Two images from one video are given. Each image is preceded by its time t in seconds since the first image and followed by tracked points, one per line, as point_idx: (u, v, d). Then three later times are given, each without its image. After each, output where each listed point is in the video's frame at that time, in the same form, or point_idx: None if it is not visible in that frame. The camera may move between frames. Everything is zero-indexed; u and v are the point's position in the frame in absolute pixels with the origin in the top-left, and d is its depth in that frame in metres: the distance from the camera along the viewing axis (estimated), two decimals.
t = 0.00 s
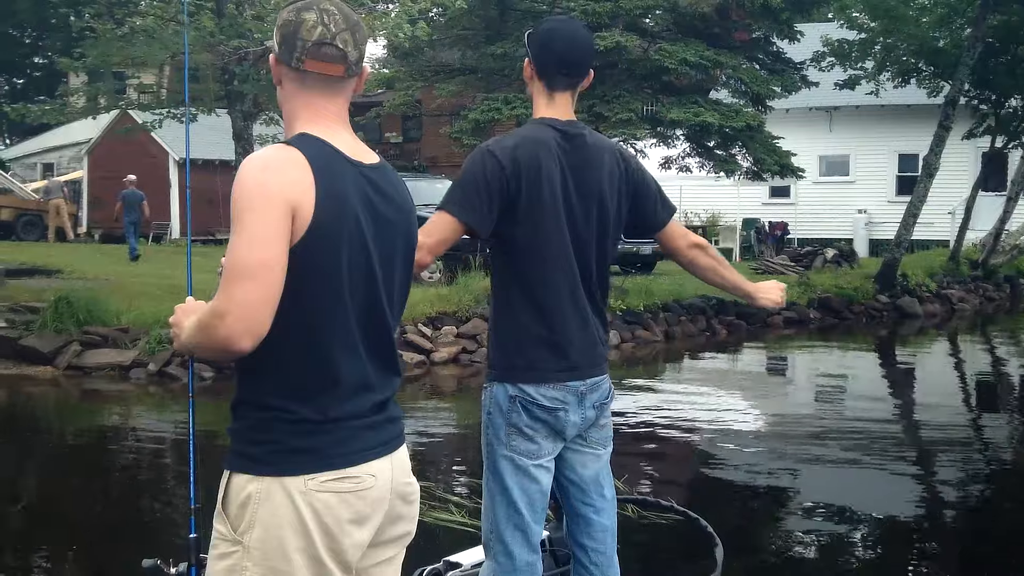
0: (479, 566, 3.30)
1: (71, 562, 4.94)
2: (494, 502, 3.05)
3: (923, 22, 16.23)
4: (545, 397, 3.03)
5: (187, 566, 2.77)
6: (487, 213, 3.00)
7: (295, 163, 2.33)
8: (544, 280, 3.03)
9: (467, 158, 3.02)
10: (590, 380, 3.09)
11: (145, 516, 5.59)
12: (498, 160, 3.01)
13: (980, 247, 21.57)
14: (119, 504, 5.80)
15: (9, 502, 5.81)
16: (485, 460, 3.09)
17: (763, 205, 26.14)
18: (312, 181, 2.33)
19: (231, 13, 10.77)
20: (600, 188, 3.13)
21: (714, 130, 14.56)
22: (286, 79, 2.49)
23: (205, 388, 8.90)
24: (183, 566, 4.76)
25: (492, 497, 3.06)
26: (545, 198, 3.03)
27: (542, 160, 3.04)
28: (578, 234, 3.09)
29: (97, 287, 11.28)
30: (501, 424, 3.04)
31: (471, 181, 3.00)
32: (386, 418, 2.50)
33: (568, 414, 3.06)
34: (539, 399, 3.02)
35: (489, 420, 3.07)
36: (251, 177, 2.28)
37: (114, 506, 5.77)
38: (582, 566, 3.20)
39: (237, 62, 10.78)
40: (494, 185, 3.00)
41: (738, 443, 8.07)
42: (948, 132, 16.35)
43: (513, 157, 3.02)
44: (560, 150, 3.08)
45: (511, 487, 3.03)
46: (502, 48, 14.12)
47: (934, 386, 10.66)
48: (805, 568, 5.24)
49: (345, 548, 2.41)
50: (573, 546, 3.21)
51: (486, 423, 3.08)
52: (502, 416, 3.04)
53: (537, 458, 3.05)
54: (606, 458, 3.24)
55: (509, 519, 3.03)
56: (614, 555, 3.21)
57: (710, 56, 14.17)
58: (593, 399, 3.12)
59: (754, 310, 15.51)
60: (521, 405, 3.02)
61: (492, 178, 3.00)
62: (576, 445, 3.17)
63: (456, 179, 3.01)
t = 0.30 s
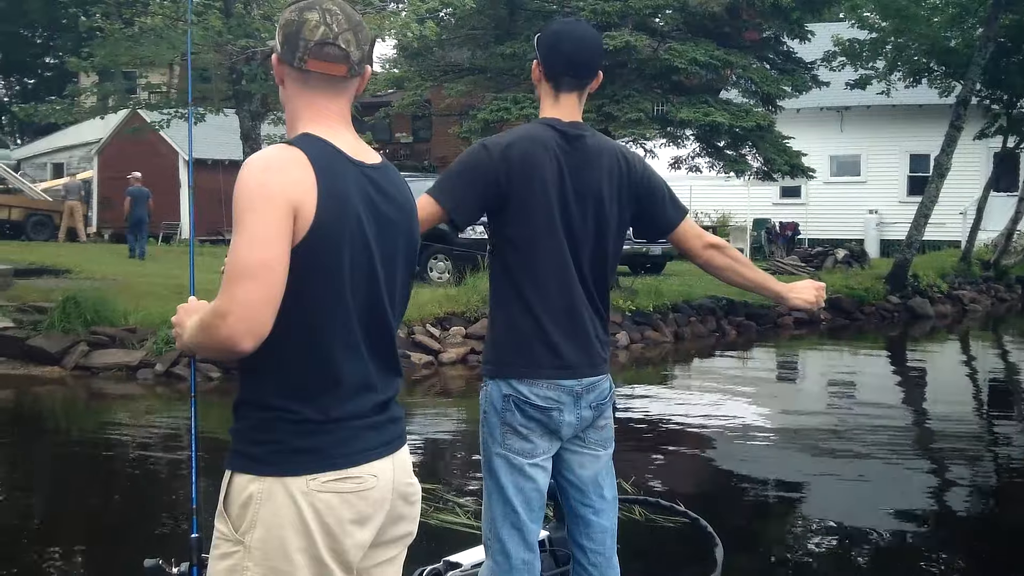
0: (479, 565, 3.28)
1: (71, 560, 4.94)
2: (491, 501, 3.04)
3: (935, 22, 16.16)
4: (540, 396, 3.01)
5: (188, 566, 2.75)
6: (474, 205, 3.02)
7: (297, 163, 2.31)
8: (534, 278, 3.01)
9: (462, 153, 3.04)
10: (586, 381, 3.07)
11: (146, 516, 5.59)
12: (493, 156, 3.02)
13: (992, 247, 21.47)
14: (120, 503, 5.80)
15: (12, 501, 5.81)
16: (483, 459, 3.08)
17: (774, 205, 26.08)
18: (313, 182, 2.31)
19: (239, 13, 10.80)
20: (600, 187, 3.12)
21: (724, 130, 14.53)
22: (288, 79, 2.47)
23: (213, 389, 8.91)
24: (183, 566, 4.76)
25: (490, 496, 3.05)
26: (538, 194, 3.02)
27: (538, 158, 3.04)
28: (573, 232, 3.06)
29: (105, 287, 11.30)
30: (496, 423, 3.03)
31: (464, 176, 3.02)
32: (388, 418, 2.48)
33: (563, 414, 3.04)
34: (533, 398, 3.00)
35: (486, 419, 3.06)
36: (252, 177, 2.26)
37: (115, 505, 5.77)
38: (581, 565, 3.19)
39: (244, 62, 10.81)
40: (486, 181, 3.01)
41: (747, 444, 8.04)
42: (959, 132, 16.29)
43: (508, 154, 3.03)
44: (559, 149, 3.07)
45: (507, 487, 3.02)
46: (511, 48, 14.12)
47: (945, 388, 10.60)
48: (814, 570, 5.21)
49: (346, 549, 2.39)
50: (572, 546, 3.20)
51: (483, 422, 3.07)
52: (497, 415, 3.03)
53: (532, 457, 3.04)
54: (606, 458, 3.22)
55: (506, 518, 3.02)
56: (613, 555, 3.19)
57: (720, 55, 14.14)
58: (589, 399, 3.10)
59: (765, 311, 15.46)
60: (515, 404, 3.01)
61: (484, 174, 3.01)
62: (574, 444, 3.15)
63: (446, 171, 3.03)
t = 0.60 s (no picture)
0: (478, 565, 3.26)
1: (72, 561, 4.94)
2: (485, 499, 3.04)
3: (946, 21, 16.09)
4: (537, 396, 2.99)
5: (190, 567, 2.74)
6: (474, 206, 3.00)
7: (298, 162, 2.30)
8: (533, 278, 2.99)
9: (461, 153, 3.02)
10: (586, 381, 3.04)
11: (143, 517, 5.58)
12: (492, 157, 3.01)
13: (1003, 248, 21.37)
14: (121, 504, 5.78)
15: (15, 501, 5.80)
16: (478, 458, 3.07)
17: (785, 205, 26.01)
18: (313, 180, 2.29)
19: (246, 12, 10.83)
20: (601, 186, 3.09)
21: (734, 130, 14.48)
22: (288, 79, 2.46)
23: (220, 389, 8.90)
24: (183, 568, 4.75)
25: (486, 495, 3.04)
26: (536, 194, 3.00)
27: (537, 159, 3.01)
28: (572, 232, 3.03)
29: (113, 287, 11.31)
30: (494, 422, 3.02)
31: (464, 177, 3.00)
32: (390, 419, 2.46)
33: (561, 414, 3.02)
34: (530, 398, 2.98)
35: (483, 419, 3.04)
36: (252, 178, 2.24)
37: (115, 505, 5.76)
38: (581, 566, 3.17)
39: (252, 61, 10.83)
40: (486, 181, 3.00)
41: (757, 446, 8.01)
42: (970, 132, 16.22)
43: (507, 155, 3.01)
44: (558, 149, 3.05)
45: (502, 485, 3.01)
46: (520, 47, 14.10)
47: (956, 389, 10.56)
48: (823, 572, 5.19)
49: (349, 549, 2.37)
50: (573, 546, 3.18)
51: (481, 421, 3.06)
52: (494, 414, 3.02)
53: (528, 457, 3.02)
54: (608, 459, 3.20)
55: (500, 516, 3.01)
56: (614, 555, 3.17)
57: (730, 55, 14.11)
58: (589, 398, 3.08)
59: (775, 312, 15.40)
60: (511, 403, 2.99)
61: (484, 175, 3.00)
62: (574, 444, 3.13)
63: (446, 171, 3.01)
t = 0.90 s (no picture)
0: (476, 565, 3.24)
1: (72, 560, 4.94)
2: (478, 499, 3.02)
3: (957, 20, 16.00)
4: (537, 396, 2.97)
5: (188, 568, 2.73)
6: (475, 208, 2.98)
7: (297, 163, 2.28)
8: (533, 279, 2.98)
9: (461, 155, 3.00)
10: (586, 381, 3.03)
11: (143, 516, 5.57)
12: (493, 159, 2.99)
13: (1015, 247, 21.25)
14: (122, 504, 5.78)
15: (16, 502, 5.79)
16: (474, 457, 3.06)
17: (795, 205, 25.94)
18: (311, 181, 2.28)
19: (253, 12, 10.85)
20: (603, 186, 3.07)
21: (743, 129, 14.44)
22: (286, 79, 2.44)
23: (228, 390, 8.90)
24: (183, 568, 4.75)
25: (478, 495, 3.03)
26: (536, 195, 2.98)
27: (537, 159, 3.00)
28: (573, 231, 3.02)
29: (121, 287, 11.33)
30: (492, 422, 3.00)
31: (465, 178, 2.99)
32: (390, 419, 2.45)
33: (561, 414, 3.00)
34: (530, 398, 2.97)
35: (481, 418, 3.03)
36: (251, 179, 2.23)
37: (115, 505, 5.75)
38: (580, 567, 3.15)
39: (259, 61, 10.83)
40: (487, 182, 2.98)
41: (765, 447, 7.98)
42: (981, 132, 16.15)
43: (508, 157, 2.99)
44: (558, 150, 3.03)
45: (495, 485, 3.00)
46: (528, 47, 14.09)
47: (967, 389, 10.51)
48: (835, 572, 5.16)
49: (348, 549, 2.36)
50: (573, 546, 3.16)
51: (479, 421, 3.04)
52: (493, 414, 3.00)
53: (524, 457, 3.01)
54: (608, 458, 3.18)
55: (490, 514, 3.00)
56: (615, 556, 3.15)
57: (739, 54, 14.07)
58: (589, 399, 3.06)
59: (785, 312, 15.35)
60: (511, 404, 2.98)
61: (485, 176, 2.98)
62: (574, 444, 3.12)
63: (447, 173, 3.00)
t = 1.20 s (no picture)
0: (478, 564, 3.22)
1: (73, 558, 4.95)
2: (482, 499, 3.00)
3: (969, 19, 15.88)
4: (539, 396, 2.95)
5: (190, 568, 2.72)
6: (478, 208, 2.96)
7: (297, 163, 2.27)
8: (535, 279, 2.95)
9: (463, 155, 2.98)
10: (587, 381, 3.01)
11: (145, 516, 5.57)
12: (496, 159, 2.96)
13: None
14: (124, 504, 5.77)
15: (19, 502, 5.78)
16: (477, 457, 3.04)
17: (806, 205, 25.87)
18: (312, 181, 2.26)
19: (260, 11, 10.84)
20: (605, 187, 3.05)
21: (753, 129, 14.38)
22: (285, 79, 2.43)
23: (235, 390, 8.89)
24: (185, 568, 4.76)
25: (483, 495, 3.01)
26: (540, 195, 2.96)
27: (540, 159, 2.97)
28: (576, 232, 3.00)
29: (129, 287, 11.34)
30: (494, 422, 2.98)
31: (467, 178, 2.97)
32: (389, 419, 2.43)
33: (563, 413, 2.98)
34: (532, 398, 2.95)
35: (483, 418, 3.01)
36: (251, 179, 2.21)
37: (118, 505, 5.75)
38: (581, 567, 3.13)
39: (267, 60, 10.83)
40: (490, 182, 2.96)
41: (775, 448, 7.94)
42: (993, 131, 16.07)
43: (511, 157, 2.97)
44: (561, 150, 3.01)
45: (499, 485, 2.98)
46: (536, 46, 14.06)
47: (978, 390, 10.47)
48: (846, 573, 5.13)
49: (348, 549, 2.34)
50: (573, 546, 3.14)
51: (481, 421, 3.02)
52: (495, 414, 2.98)
53: (527, 457, 2.98)
54: (609, 458, 3.16)
55: (496, 515, 2.98)
56: (616, 556, 3.13)
57: (749, 53, 14.02)
58: (590, 398, 3.04)
59: (795, 312, 15.28)
60: (513, 403, 2.96)
61: (488, 176, 2.96)
62: (575, 444, 3.10)
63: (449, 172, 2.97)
